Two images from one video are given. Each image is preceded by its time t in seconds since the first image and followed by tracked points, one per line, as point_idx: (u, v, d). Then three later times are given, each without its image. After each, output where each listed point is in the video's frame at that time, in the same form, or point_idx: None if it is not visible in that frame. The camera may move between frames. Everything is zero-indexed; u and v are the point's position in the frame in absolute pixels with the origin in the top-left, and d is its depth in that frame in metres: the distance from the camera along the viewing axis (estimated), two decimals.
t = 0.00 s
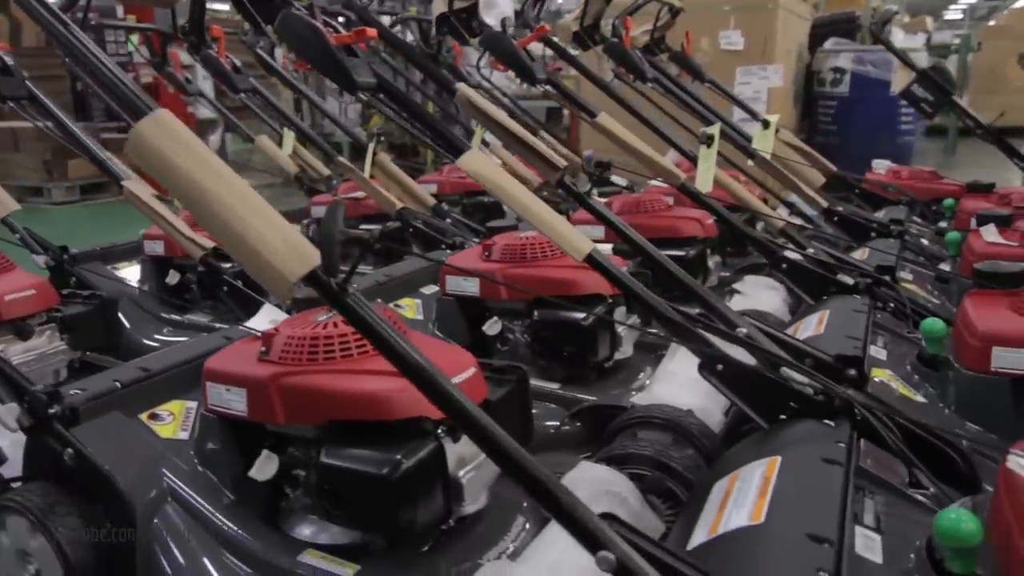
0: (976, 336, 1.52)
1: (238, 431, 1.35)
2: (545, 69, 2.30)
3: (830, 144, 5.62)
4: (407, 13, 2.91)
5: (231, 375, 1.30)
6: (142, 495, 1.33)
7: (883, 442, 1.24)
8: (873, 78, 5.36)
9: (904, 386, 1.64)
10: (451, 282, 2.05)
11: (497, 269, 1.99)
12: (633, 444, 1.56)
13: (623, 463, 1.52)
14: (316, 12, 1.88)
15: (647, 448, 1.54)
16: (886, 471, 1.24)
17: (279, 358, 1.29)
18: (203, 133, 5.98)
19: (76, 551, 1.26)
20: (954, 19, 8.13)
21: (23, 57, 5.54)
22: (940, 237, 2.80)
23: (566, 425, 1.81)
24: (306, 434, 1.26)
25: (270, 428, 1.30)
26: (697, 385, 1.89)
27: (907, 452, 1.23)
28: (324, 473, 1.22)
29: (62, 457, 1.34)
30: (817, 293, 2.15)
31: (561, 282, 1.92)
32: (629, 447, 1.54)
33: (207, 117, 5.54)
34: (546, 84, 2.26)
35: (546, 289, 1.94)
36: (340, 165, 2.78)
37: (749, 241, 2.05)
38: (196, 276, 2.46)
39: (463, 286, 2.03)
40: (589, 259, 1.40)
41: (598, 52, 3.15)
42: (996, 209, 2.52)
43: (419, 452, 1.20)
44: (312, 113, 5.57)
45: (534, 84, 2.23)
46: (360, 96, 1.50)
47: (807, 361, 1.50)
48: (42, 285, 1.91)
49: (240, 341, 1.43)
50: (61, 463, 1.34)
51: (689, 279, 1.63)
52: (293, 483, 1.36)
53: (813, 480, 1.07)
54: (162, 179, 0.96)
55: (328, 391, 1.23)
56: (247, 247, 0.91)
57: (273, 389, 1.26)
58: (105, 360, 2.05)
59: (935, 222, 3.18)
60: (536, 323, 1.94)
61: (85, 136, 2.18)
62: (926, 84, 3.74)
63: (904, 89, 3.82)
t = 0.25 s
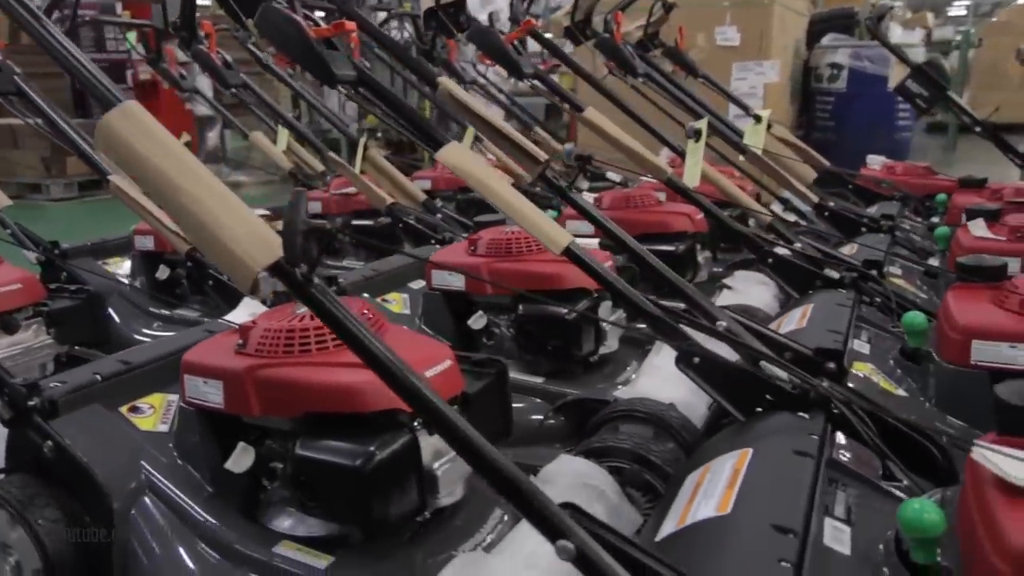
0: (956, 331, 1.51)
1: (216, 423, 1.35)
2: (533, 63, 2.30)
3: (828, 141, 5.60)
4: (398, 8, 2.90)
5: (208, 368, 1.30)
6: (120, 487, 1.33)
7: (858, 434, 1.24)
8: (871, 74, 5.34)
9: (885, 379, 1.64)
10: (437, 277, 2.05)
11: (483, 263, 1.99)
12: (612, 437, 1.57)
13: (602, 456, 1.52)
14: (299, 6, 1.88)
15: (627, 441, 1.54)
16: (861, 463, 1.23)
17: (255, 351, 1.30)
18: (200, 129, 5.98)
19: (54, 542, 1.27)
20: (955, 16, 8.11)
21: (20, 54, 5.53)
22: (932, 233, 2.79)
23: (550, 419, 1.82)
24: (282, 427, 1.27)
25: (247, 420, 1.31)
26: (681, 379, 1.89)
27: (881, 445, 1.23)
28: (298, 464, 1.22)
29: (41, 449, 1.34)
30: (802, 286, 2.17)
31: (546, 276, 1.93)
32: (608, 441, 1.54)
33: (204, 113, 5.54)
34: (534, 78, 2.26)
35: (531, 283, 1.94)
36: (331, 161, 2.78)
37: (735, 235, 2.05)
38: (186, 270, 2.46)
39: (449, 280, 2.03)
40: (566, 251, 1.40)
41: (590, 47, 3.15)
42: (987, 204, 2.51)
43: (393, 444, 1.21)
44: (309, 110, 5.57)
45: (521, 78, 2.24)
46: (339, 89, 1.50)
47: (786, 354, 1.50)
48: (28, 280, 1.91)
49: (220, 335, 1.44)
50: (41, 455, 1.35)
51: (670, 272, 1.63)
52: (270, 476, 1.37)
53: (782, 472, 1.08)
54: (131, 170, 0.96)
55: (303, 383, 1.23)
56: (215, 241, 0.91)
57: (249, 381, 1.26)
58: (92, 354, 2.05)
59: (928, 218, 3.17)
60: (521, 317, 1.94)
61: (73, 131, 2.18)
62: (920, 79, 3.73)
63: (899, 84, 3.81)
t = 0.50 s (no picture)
0: (931, 325, 1.52)
1: (191, 416, 1.36)
2: (518, 60, 2.31)
3: (823, 138, 5.60)
4: (388, 5, 2.91)
5: (183, 361, 1.31)
6: (97, 479, 1.35)
7: (827, 428, 1.24)
8: (866, 71, 5.35)
9: (861, 374, 1.66)
10: (421, 272, 2.06)
11: (466, 259, 2.00)
12: (588, 431, 1.58)
13: (578, 450, 1.53)
14: (283, 3, 1.89)
15: (603, 435, 1.55)
16: (829, 457, 1.24)
17: (230, 344, 1.31)
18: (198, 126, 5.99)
19: (32, 533, 1.28)
20: (954, 12, 8.09)
21: (16, 51, 5.54)
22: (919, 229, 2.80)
23: (531, 413, 1.83)
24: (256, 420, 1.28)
25: (222, 413, 1.32)
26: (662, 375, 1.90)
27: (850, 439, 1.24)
28: (271, 456, 1.23)
29: (20, 442, 1.36)
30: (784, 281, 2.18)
31: (528, 272, 1.93)
32: (584, 435, 1.55)
33: (201, 110, 5.55)
34: (519, 74, 2.26)
35: (513, 279, 1.95)
36: (320, 157, 2.79)
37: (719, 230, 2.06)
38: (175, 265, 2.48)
39: (433, 276, 2.04)
40: (541, 245, 1.41)
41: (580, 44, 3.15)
42: (972, 201, 2.52)
43: (364, 436, 1.22)
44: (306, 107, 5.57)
45: (506, 74, 2.24)
46: (317, 84, 1.52)
47: (761, 349, 1.51)
48: (14, 275, 1.93)
49: (198, 329, 1.45)
50: (19, 448, 1.36)
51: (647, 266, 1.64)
52: (246, 469, 1.38)
53: (747, 464, 1.08)
54: (98, 166, 0.97)
55: (275, 376, 1.24)
56: (182, 238, 0.92)
57: (223, 374, 1.27)
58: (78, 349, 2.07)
59: (917, 214, 3.17)
60: (503, 312, 1.95)
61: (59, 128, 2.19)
62: (912, 76, 3.73)
63: (890, 82, 3.81)
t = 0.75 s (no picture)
0: (903, 319, 1.53)
1: (170, 409, 1.38)
2: (503, 57, 2.32)
3: (818, 135, 5.62)
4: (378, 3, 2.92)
5: (161, 354, 1.33)
6: (77, 471, 1.37)
7: (794, 420, 1.26)
8: (860, 68, 5.36)
9: (836, 368, 1.68)
10: (405, 268, 2.08)
11: (449, 254, 2.02)
12: (565, 425, 1.59)
13: (554, 443, 1.55)
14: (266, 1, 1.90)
15: (580, 429, 1.57)
16: (797, 449, 1.26)
17: (206, 337, 1.32)
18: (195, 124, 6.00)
19: (13, 525, 1.31)
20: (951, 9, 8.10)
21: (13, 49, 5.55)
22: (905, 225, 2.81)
23: (512, 408, 1.85)
24: (232, 412, 1.30)
25: (199, 405, 1.34)
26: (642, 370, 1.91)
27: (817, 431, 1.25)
28: (245, 448, 1.25)
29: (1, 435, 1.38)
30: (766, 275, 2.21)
31: (510, 267, 1.95)
32: (561, 429, 1.57)
33: (197, 108, 5.57)
34: (504, 71, 2.28)
35: (495, 274, 1.96)
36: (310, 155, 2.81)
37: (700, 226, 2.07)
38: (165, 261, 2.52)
39: (417, 271, 2.06)
40: (517, 241, 1.42)
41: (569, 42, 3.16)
42: (957, 198, 2.53)
43: (337, 428, 1.24)
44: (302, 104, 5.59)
45: (491, 72, 2.26)
46: (296, 81, 1.53)
47: (736, 343, 1.52)
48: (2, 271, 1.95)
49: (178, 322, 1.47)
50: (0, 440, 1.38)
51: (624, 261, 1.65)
52: (224, 461, 1.39)
53: (710, 455, 1.10)
54: (69, 161, 0.99)
55: (250, 369, 1.26)
56: (152, 233, 0.94)
57: (199, 367, 1.29)
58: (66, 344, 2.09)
59: (905, 211, 3.19)
60: (485, 308, 1.97)
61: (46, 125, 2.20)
62: (902, 74, 3.74)
63: (881, 79, 3.83)
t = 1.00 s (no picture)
0: (874, 311, 1.56)
1: (151, 398, 1.41)
2: (487, 53, 2.34)
3: (811, 132, 5.64)
4: None
5: (141, 344, 1.36)
6: (60, 459, 1.40)
7: (759, 410, 1.29)
8: (854, 66, 5.38)
9: (810, 360, 1.71)
10: (389, 262, 2.10)
11: (432, 249, 2.04)
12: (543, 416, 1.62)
13: (531, 434, 1.57)
14: None
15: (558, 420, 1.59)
16: (762, 437, 1.28)
17: (185, 328, 1.35)
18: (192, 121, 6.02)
19: None
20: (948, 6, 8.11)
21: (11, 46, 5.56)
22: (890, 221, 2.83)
23: (493, 399, 1.87)
24: (210, 401, 1.33)
25: (178, 395, 1.37)
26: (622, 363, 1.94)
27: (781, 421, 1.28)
28: (222, 436, 1.28)
29: None
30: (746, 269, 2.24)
31: (491, 261, 1.97)
32: (538, 419, 1.59)
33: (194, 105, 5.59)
34: (489, 68, 2.30)
35: (477, 268, 1.98)
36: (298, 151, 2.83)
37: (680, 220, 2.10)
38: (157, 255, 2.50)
39: (401, 266, 2.08)
40: (490, 234, 1.44)
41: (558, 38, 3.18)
42: (939, 193, 2.55)
43: (311, 417, 1.26)
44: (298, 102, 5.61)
45: (475, 68, 2.28)
46: (275, 77, 1.55)
47: (709, 335, 1.55)
48: None
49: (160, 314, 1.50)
50: None
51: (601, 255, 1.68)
52: (204, 450, 1.41)
53: (671, 443, 1.13)
54: (42, 152, 1.02)
55: (226, 359, 1.29)
56: (120, 221, 0.97)
57: (178, 357, 1.32)
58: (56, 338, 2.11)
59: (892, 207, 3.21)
60: (467, 301, 1.99)
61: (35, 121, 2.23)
62: (892, 70, 3.76)
63: (870, 76, 3.84)
